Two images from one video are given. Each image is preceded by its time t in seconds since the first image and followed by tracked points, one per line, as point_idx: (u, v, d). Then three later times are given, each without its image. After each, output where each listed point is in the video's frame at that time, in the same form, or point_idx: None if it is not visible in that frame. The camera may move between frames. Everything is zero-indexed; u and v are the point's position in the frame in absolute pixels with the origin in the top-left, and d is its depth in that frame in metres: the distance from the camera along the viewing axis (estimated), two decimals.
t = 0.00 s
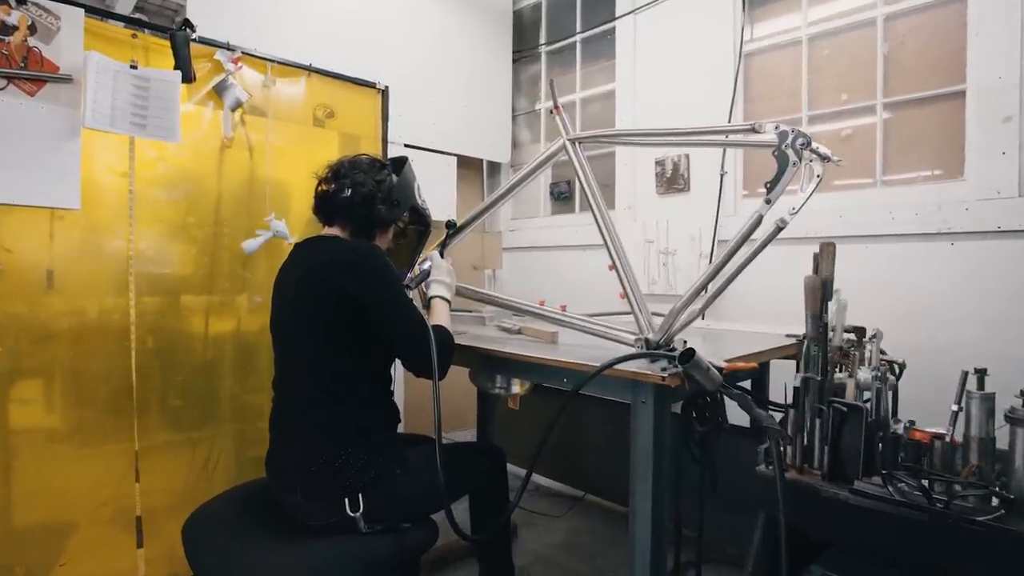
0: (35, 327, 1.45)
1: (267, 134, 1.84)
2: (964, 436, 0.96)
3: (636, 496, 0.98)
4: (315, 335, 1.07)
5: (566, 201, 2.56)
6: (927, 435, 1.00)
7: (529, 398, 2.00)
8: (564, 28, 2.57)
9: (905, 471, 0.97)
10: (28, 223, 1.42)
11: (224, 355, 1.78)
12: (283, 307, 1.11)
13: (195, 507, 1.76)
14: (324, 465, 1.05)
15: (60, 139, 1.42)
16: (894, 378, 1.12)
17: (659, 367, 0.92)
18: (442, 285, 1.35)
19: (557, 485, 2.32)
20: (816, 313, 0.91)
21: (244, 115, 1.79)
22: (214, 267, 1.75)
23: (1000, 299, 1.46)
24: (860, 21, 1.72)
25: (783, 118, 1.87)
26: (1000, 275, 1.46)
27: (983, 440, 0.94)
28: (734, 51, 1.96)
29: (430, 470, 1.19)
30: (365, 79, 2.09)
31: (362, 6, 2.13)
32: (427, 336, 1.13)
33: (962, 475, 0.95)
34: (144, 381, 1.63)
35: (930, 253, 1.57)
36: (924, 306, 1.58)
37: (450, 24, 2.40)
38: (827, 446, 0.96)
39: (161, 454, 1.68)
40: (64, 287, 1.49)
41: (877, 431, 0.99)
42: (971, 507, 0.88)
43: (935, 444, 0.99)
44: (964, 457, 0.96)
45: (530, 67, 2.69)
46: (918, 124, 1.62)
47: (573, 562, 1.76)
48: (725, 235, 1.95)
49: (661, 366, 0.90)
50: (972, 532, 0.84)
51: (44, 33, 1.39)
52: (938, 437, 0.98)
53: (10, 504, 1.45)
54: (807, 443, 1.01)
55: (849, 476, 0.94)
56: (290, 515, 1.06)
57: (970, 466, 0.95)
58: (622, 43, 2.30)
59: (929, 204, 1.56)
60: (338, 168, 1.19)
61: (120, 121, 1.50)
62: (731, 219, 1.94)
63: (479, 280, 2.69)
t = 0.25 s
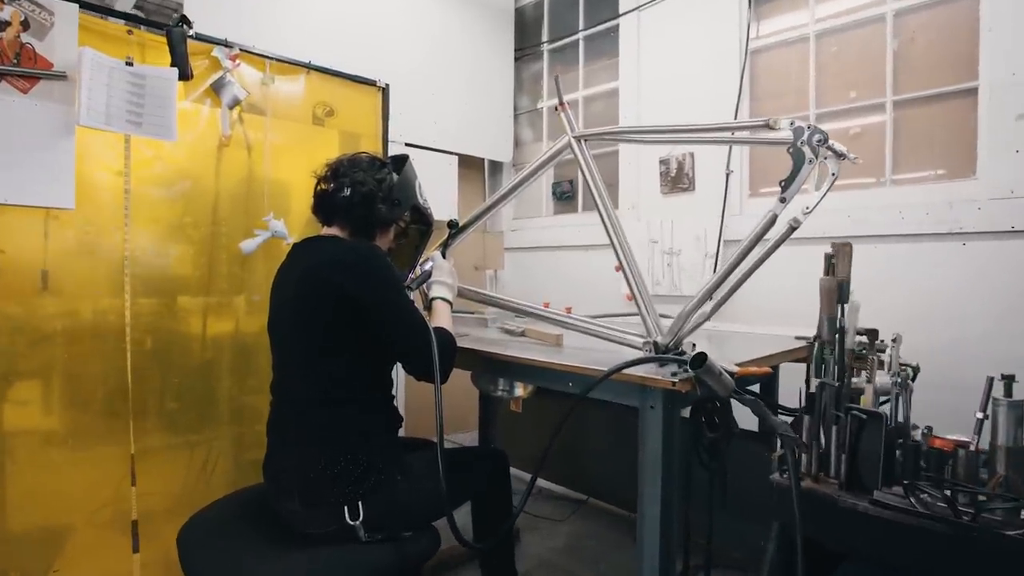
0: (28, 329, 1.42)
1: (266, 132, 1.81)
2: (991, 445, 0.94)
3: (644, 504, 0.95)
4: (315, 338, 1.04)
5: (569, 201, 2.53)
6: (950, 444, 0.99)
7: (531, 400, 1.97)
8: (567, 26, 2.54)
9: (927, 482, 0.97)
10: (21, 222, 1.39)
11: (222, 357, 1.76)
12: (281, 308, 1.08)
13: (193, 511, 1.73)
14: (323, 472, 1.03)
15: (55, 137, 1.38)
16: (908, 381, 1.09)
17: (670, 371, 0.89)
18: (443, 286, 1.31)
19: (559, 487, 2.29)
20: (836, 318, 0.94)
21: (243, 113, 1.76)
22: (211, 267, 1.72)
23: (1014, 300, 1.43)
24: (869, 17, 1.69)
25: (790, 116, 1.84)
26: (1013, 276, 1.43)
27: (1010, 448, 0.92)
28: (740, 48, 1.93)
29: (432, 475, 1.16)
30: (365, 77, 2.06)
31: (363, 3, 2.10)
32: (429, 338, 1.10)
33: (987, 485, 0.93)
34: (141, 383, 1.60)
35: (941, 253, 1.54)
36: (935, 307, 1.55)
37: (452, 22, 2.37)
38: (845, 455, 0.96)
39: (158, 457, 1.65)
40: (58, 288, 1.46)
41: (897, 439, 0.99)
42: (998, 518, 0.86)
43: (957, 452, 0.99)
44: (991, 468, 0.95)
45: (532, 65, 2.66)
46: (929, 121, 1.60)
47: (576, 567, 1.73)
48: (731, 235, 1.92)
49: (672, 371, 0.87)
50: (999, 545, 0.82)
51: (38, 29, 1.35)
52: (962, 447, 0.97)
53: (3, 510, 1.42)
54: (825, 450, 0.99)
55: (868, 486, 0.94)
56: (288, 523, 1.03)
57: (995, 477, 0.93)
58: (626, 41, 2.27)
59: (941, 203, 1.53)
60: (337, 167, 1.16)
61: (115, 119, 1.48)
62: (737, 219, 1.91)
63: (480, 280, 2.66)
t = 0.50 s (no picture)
0: (22, 330, 1.40)
1: (264, 130, 1.79)
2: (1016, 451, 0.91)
3: (651, 511, 0.92)
4: (313, 339, 1.01)
5: (571, 200, 2.50)
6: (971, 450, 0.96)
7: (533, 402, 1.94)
8: (569, 23, 2.51)
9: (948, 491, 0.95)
10: (15, 220, 1.36)
11: (220, 358, 1.73)
12: (279, 309, 1.06)
13: (191, 513, 1.71)
14: (321, 477, 1.00)
15: (50, 136, 1.31)
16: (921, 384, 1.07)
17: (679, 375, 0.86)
18: (444, 286, 1.28)
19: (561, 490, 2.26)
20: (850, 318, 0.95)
21: (241, 111, 1.73)
22: (209, 267, 1.70)
23: None
24: (877, 13, 1.66)
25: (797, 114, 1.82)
26: None
27: None
28: (746, 45, 1.90)
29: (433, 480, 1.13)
30: (366, 74, 2.04)
31: None
32: (430, 339, 1.07)
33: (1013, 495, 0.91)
34: (137, 385, 1.58)
35: (952, 253, 1.51)
36: (945, 308, 1.52)
37: (453, 19, 2.34)
38: (862, 462, 0.96)
39: (156, 459, 1.63)
40: (53, 288, 1.43)
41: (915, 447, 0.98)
42: None
43: (980, 460, 0.95)
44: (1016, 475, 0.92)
45: (534, 63, 2.64)
46: (939, 119, 1.57)
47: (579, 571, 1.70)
48: (736, 235, 1.89)
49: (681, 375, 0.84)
50: None
51: (31, 24, 1.29)
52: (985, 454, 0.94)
53: None
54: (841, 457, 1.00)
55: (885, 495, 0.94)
56: (285, 530, 1.01)
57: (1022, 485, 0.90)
58: (629, 38, 2.24)
59: (953, 202, 1.50)
60: (335, 165, 1.13)
61: (111, 116, 1.45)
62: (743, 218, 1.88)
63: (481, 280, 2.63)
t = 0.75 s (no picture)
0: (16, 331, 1.37)
1: (263, 128, 1.76)
2: None
3: (657, 518, 0.90)
4: (311, 340, 0.99)
5: (573, 199, 2.48)
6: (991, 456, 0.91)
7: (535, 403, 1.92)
8: (572, 20, 2.49)
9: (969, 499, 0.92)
10: (8, 218, 1.34)
11: (218, 358, 1.71)
12: (276, 309, 1.03)
13: (189, 515, 1.69)
14: (319, 483, 0.98)
15: (43, 133, 1.32)
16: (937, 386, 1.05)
17: (688, 377, 0.84)
18: (446, 286, 1.26)
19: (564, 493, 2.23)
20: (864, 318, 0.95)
21: (239, 108, 1.71)
22: (207, 267, 1.68)
23: None
24: (885, 8, 1.63)
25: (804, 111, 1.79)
26: None
27: None
28: (751, 41, 1.88)
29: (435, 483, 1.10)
30: (366, 71, 2.01)
31: None
32: (431, 340, 1.05)
33: None
34: (134, 386, 1.55)
35: (961, 252, 1.49)
36: (954, 308, 1.50)
37: (454, 16, 2.32)
38: (878, 467, 0.95)
39: (153, 460, 1.61)
40: (47, 288, 1.41)
41: (935, 453, 0.96)
42: None
43: (1002, 466, 0.90)
44: None
45: (536, 60, 2.62)
46: (948, 116, 1.54)
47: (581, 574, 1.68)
48: (741, 234, 1.87)
49: (692, 377, 0.81)
50: None
51: (25, 19, 1.28)
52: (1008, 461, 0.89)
53: None
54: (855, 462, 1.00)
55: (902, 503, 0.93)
56: (282, 535, 0.98)
57: None
58: (632, 35, 2.22)
59: (963, 201, 1.47)
60: (334, 162, 1.11)
61: (106, 113, 1.43)
62: (748, 217, 1.85)
63: (483, 280, 2.61)
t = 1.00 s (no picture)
0: (10, 332, 1.35)
1: (261, 126, 1.74)
2: None
3: (665, 526, 0.88)
4: (309, 341, 0.96)
5: (575, 198, 2.46)
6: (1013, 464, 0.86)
7: (538, 405, 1.90)
8: (574, 18, 2.47)
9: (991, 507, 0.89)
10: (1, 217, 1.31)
11: (215, 359, 1.69)
12: (274, 309, 1.01)
13: (187, 517, 1.66)
14: (318, 488, 0.95)
15: (36, 130, 1.30)
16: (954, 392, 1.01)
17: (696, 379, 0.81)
18: (446, 286, 1.24)
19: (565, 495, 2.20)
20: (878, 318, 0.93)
21: (237, 106, 1.69)
22: (204, 266, 1.65)
23: None
24: (892, 4, 1.61)
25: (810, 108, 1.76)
26: None
27: None
28: (756, 38, 1.85)
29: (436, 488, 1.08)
30: (366, 69, 1.99)
31: None
32: (431, 341, 1.02)
33: None
34: (131, 386, 1.53)
35: (971, 252, 1.46)
36: (963, 309, 1.48)
37: (456, 13, 2.30)
38: (895, 474, 0.92)
39: (150, 462, 1.59)
40: (41, 288, 1.38)
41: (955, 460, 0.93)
42: None
43: None
44: None
45: (538, 58, 2.59)
46: (957, 113, 1.52)
47: None
48: (745, 233, 1.84)
49: (701, 381, 0.79)
50: None
51: (18, 15, 1.27)
52: None
53: None
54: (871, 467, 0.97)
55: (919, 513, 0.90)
56: (280, 542, 0.96)
57: None
58: (635, 32, 2.19)
59: (972, 200, 1.45)
60: (333, 160, 1.09)
61: (101, 110, 1.40)
62: (753, 216, 1.83)
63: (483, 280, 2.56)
